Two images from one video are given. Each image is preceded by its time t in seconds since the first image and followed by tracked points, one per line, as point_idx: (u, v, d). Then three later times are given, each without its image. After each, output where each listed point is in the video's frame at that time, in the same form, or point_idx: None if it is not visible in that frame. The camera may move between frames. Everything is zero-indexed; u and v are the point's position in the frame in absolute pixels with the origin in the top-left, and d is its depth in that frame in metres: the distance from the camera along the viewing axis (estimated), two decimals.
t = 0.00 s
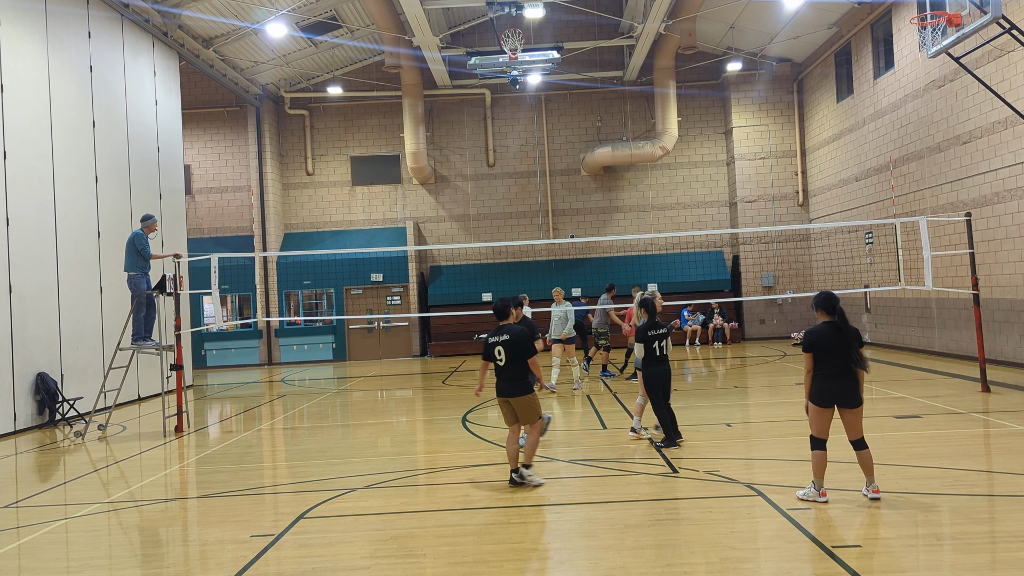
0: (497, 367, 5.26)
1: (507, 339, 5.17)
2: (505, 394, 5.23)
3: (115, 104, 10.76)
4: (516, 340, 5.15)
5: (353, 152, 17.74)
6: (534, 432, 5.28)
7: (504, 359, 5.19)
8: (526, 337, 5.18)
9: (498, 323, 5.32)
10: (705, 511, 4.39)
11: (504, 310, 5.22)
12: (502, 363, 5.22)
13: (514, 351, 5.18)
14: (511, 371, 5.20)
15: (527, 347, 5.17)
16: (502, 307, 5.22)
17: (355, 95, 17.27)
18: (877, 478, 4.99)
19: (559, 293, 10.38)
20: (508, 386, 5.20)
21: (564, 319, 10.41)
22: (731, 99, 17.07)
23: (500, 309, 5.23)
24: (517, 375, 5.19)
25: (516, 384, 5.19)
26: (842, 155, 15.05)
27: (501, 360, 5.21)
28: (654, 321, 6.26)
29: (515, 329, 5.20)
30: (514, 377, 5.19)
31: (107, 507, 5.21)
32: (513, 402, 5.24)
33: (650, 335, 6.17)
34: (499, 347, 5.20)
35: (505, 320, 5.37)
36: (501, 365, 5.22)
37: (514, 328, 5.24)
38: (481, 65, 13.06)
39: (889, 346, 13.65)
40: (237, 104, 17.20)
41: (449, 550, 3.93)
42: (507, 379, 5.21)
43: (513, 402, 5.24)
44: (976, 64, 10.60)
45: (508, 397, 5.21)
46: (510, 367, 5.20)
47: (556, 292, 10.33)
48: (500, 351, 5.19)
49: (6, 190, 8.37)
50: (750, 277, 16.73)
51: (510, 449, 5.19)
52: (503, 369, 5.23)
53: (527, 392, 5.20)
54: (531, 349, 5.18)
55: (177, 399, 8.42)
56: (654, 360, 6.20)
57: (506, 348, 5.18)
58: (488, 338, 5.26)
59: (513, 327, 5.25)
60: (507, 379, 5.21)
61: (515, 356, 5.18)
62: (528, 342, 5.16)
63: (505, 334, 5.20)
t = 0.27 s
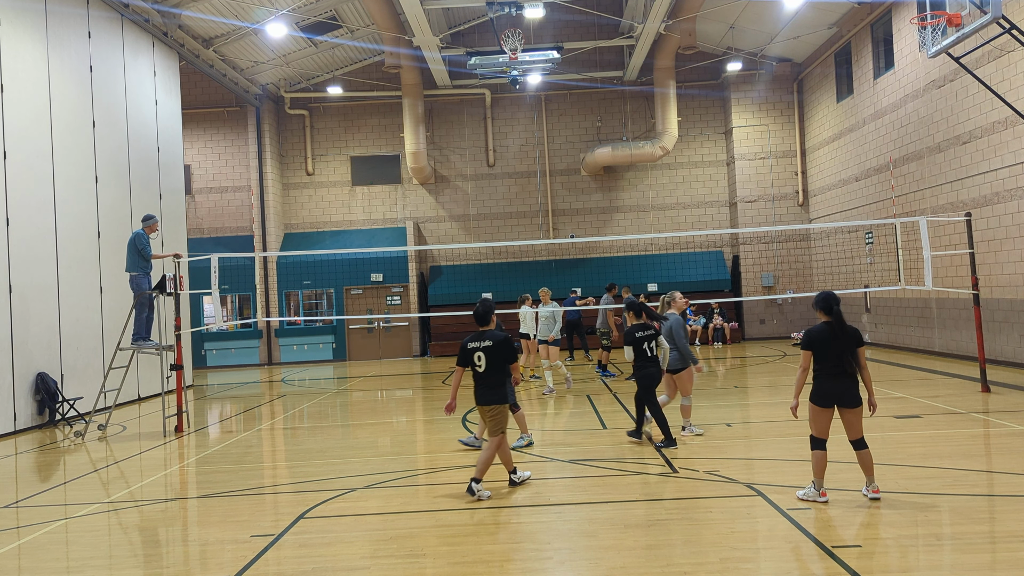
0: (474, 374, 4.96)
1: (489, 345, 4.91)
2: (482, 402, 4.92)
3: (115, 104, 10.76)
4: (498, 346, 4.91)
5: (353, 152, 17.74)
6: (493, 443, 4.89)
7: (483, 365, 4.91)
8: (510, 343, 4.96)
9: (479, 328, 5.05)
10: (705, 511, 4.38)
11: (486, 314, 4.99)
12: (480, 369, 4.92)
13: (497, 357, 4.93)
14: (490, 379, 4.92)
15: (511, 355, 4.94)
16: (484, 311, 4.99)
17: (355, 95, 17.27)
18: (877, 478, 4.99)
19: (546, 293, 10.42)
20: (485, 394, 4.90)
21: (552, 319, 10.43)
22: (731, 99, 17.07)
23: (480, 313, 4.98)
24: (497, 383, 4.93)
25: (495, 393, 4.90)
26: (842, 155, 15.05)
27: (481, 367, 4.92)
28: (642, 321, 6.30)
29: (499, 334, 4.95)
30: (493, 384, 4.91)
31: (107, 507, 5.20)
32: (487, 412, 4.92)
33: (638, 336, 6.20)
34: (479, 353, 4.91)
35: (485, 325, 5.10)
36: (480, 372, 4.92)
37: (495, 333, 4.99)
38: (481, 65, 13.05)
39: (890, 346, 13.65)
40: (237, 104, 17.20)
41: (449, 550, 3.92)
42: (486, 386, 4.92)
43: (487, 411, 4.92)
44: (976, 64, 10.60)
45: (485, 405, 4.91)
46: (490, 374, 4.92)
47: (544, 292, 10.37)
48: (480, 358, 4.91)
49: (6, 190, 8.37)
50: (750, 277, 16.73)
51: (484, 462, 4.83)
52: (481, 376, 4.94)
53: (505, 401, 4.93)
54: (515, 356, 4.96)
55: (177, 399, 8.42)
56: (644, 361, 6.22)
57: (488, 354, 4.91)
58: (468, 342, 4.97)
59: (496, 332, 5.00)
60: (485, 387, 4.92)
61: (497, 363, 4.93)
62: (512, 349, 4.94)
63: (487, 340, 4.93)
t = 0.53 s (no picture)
0: (445, 375, 4.84)
1: (459, 343, 4.80)
2: (453, 403, 4.77)
3: (115, 104, 10.76)
4: (468, 344, 4.79)
5: (353, 152, 17.74)
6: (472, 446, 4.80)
7: (452, 364, 4.78)
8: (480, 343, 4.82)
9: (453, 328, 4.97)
10: (705, 511, 4.39)
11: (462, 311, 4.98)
12: (451, 370, 4.79)
13: (467, 357, 4.79)
14: (461, 378, 4.77)
15: (480, 353, 4.78)
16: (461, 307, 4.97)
17: (355, 95, 17.27)
18: (877, 478, 4.99)
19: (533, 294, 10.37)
20: (456, 395, 4.76)
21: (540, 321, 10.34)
22: (731, 99, 17.07)
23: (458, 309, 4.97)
24: (468, 383, 4.77)
25: (466, 393, 4.75)
26: (842, 155, 15.04)
27: (450, 366, 4.79)
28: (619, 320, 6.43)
29: (468, 333, 4.84)
30: (464, 384, 4.76)
31: (107, 507, 5.21)
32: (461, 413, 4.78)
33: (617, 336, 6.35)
34: (449, 352, 4.81)
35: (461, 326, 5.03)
36: (450, 372, 4.79)
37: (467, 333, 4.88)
38: (481, 65, 13.05)
39: (889, 346, 13.65)
40: (237, 104, 17.21)
41: (449, 550, 3.93)
42: (457, 386, 4.77)
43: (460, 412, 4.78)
44: (976, 64, 10.60)
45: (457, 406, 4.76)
46: (461, 374, 4.78)
47: (528, 294, 10.34)
48: (450, 357, 4.80)
49: (6, 190, 8.38)
50: (750, 277, 16.72)
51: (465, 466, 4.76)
52: (452, 377, 4.81)
53: (478, 401, 4.76)
54: (485, 355, 4.80)
55: (177, 399, 8.42)
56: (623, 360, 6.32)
57: (458, 352, 4.79)
58: (440, 342, 4.89)
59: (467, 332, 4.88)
60: (457, 387, 4.77)
61: (467, 362, 4.79)
62: (482, 347, 4.78)
63: (457, 338, 4.83)
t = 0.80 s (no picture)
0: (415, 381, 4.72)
1: (425, 349, 4.65)
2: (422, 410, 4.65)
3: (114, 104, 10.76)
4: (433, 350, 4.63)
5: (353, 152, 17.74)
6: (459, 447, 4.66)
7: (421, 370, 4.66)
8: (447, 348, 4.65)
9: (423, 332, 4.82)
10: (705, 511, 4.38)
11: (432, 315, 4.77)
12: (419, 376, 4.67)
13: (434, 362, 4.65)
14: (429, 384, 4.65)
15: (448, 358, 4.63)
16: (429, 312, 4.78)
17: (356, 95, 17.27)
18: (876, 478, 4.99)
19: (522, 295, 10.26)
20: (425, 401, 4.64)
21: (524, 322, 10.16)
22: (731, 99, 17.07)
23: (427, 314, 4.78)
24: (438, 389, 4.65)
25: (436, 399, 4.63)
26: (842, 155, 15.04)
27: (419, 372, 4.68)
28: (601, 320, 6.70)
29: (435, 337, 4.69)
30: (433, 390, 4.64)
31: (107, 507, 5.21)
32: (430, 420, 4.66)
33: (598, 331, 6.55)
34: (417, 358, 4.68)
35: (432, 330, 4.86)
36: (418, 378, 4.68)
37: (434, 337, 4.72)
38: (481, 65, 13.06)
39: (890, 346, 13.65)
40: (237, 104, 17.21)
41: (449, 550, 3.93)
42: (426, 392, 4.65)
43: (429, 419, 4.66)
44: (976, 64, 10.60)
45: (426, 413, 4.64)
46: (428, 380, 4.65)
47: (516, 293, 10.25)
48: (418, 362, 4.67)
49: (6, 190, 8.37)
50: (750, 277, 16.72)
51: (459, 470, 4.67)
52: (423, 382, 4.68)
53: (449, 406, 4.64)
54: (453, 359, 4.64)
55: (177, 399, 8.42)
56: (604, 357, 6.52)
57: (425, 358, 4.64)
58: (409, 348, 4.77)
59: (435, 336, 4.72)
60: (426, 393, 4.65)
61: (434, 367, 4.65)
62: (449, 352, 4.63)
63: (424, 344, 4.68)
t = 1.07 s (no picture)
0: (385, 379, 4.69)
1: (393, 349, 4.58)
2: (392, 411, 4.62)
3: (115, 104, 10.75)
4: (401, 350, 4.57)
5: (353, 152, 17.74)
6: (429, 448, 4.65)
7: (389, 370, 4.60)
8: (416, 347, 4.60)
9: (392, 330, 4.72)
10: (705, 511, 4.38)
11: (399, 314, 4.64)
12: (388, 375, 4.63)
13: (403, 362, 4.58)
14: (399, 384, 4.61)
15: (418, 359, 4.56)
16: (397, 311, 4.65)
17: (355, 95, 17.27)
18: (876, 478, 4.99)
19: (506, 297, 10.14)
20: (393, 402, 4.62)
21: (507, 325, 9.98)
22: (731, 99, 17.07)
23: (394, 313, 4.65)
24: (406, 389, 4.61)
25: (403, 399, 4.60)
26: (842, 155, 15.04)
27: (388, 372, 4.62)
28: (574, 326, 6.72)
29: (404, 337, 4.60)
30: (401, 390, 4.61)
31: (107, 507, 5.21)
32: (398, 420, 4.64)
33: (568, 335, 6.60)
34: (385, 358, 4.61)
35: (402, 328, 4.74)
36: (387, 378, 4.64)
37: (402, 336, 4.64)
38: (481, 65, 13.05)
39: (890, 346, 13.65)
40: (237, 104, 17.21)
41: (449, 550, 3.93)
42: (394, 392, 4.62)
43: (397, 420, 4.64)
44: (976, 64, 10.59)
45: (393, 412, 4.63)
46: (397, 380, 4.61)
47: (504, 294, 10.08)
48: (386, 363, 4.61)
49: (6, 190, 8.37)
50: (750, 277, 16.73)
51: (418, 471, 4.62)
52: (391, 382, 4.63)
53: (416, 407, 4.60)
54: (422, 360, 4.57)
55: (177, 399, 8.42)
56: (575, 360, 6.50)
57: (392, 358, 4.57)
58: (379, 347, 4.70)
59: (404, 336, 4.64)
60: (394, 393, 4.62)
61: (403, 367, 4.59)
62: (418, 353, 4.55)
63: (392, 343, 4.61)
